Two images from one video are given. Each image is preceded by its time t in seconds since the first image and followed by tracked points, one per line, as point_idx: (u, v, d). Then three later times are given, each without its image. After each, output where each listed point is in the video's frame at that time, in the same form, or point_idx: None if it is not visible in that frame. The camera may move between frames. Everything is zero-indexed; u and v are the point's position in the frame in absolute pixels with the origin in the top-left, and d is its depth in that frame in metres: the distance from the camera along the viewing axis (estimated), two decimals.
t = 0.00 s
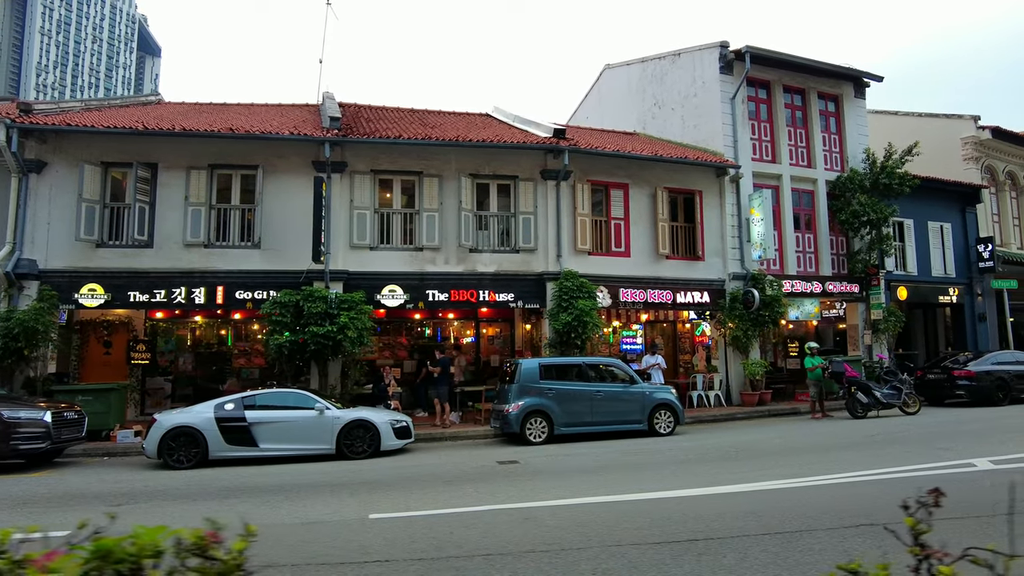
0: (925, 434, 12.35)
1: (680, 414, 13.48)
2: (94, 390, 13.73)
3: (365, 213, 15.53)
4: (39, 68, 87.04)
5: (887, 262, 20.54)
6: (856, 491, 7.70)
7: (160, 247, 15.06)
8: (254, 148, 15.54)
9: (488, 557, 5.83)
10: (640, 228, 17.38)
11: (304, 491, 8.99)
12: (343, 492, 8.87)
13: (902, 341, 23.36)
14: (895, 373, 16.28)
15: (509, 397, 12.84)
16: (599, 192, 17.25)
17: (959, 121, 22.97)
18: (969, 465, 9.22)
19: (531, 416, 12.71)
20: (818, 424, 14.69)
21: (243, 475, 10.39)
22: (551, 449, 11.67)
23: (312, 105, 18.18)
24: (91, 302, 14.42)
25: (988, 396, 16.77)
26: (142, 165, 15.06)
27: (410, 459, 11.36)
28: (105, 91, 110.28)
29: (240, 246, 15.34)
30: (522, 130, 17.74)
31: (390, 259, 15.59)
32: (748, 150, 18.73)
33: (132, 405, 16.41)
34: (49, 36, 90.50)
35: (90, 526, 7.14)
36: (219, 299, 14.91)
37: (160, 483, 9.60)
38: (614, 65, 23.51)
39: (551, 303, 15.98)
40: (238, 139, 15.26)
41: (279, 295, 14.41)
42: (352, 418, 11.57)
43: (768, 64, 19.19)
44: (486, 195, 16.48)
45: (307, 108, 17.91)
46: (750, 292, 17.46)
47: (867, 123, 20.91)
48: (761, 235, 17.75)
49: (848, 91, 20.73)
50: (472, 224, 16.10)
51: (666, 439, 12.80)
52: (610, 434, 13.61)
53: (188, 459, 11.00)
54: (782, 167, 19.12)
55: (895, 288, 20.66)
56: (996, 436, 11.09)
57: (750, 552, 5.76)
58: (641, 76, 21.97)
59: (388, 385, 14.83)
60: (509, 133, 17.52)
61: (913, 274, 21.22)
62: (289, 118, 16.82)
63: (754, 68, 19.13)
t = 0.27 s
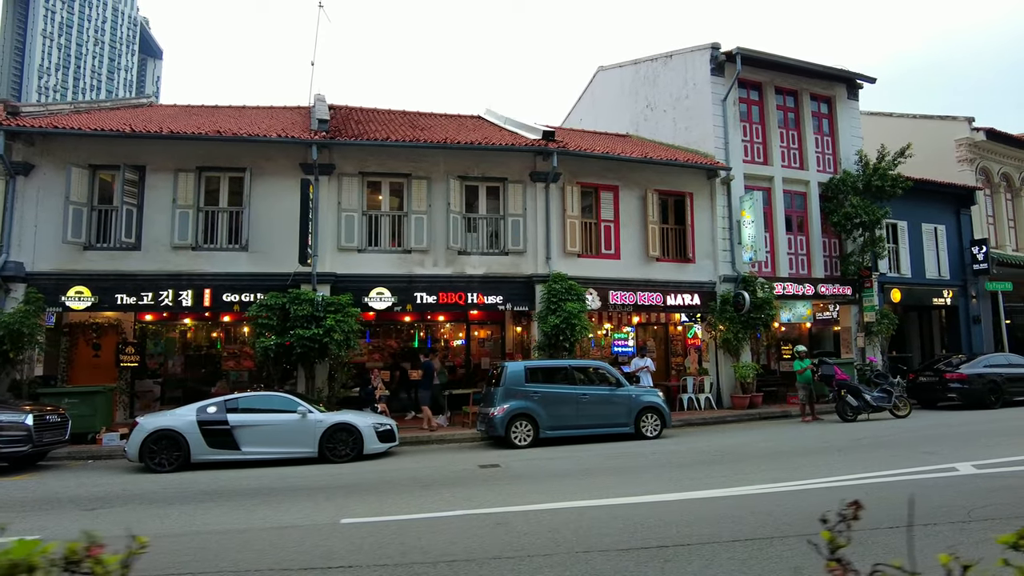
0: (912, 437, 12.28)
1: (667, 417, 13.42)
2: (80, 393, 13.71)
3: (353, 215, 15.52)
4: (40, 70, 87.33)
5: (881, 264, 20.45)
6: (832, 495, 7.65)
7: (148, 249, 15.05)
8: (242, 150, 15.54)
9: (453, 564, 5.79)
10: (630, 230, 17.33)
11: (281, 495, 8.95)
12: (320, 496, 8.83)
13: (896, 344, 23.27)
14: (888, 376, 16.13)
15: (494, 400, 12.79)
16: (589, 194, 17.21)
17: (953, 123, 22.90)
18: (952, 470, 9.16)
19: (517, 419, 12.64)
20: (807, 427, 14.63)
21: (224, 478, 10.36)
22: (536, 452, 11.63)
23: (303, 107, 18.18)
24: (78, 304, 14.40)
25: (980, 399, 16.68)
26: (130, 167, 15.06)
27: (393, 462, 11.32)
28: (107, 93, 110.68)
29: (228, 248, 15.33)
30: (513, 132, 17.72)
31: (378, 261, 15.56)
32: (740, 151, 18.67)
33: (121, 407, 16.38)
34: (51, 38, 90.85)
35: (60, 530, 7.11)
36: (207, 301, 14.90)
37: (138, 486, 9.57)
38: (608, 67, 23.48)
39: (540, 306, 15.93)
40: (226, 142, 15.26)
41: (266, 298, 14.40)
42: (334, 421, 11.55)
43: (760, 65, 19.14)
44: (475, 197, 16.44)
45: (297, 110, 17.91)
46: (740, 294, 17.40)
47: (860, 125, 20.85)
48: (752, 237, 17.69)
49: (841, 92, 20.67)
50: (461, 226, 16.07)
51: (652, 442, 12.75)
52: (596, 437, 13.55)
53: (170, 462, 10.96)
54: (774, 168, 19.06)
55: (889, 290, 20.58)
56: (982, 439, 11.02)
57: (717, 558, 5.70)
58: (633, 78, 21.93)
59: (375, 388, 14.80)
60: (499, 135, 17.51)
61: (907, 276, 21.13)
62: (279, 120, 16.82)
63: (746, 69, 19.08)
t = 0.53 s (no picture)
0: (901, 435, 12.17)
1: (654, 416, 13.33)
2: (66, 391, 13.68)
3: (341, 213, 15.48)
4: (42, 70, 87.48)
5: (876, 262, 20.31)
6: (810, 494, 7.56)
7: (135, 247, 15.02)
8: (230, 148, 15.49)
9: (417, 563, 5.73)
10: (621, 227, 17.24)
11: (258, 494, 8.90)
12: (297, 495, 8.77)
13: (892, 342, 23.13)
14: (880, 373, 15.98)
15: (480, 399, 12.71)
16: (579, 192, 17.11)
17: (950, 119, 22.74)
18: (935, 469, 9.06)
19: (502, 417, 12.56)
20: (797, 425, 14.52)
21: (204, 476, 10.31)
22: (520, 451, 11.55)
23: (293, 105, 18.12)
24: (64, 303, 14.37)
25: (973, 397, 16.55)
26: (118, 166, 15.02)
27: (376, 461, 11.26)
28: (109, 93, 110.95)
29: (215, 246, 15.29)
30: (503, 130, 17.64)
31: (366, 259, 15.50)
32: (732, 148, 18.54)
33: (110, 406, 16.34)
34: (53, 38, 91.07)
35: (29, 529, 7.06)
36: (194, 300, 14.87)
37: (117, 485, 9.52)
38: (602, 64, 23.37)
39: (529, 304, 15.83)
40: (213, 140, 15.21)
41: (252, 296, 14.38)
42: (317, 419, 11.57)
43: (753, 61, 19.01)
44: (464, 195, 16.36)
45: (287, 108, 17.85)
46: (732, 292, 17.28)
47: (855, 122, 20.70)
48: (744, 234, 17.57)
49: (836, 88, 20.53)
50: (450, 224, 15.99)
51: (639, 441, 12.66)
52: (584, 436, 13.47)
53: (151, 461, 10.92)
54: (767, 165, 18.92)
55: (884, 288, 20.44)
56: (969, 436, 10.91)
57: (684, 558, 5.61)
58: (627, 75, 21.83)
59: (362, 386, 14.76)
60: (489, 132, 17.43)
61: (902, 273, 20.99)
62: (268, 118, 16.76)
63: (739, 66, 18.95)
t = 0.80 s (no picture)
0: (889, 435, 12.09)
1: (643, 415, 13.27)
2: (53, 390, 13.65)
3: (329, 212, 15.45)
4: (43, 68, 87.52)
5: (870, 260, 20.19)
6: (788, 495, 7.49)
7: (124, 246, 14.98)
8: (218, 146, 15.44)
9: (384, 565, 5.67)
10: (612, 226, 17.17)
11: (237, 493, 8.86)
12: (275, 495, 8.74)
13: (887, 340, 23.03)
14: (871, 372, 15.87)
15: (467, 398, 12.64)
16: (570, 189, 17.04)
17: (946, 116, 22.60)
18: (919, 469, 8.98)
19: (488, 416, 12.50)
20: (788, 424, 14.43)
21: (186, 475, 10.29)
22: (506, 451, 11.48)
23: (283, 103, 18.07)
24: (52, 302, 14.34)
25: (966, 396, 16.46)
26: (105, 164, 14.97)
27: (360, 460, 11.24)
28: (110, 91, 111.14)
29: (204, 245, 15.26)
30: (494, 127, 17.57)
31: (355, 258, 15.46)
32: (725, 146, 18.43)
33: (100, 405, 16.33)
34: (54, 37, 91.19)
35: None
36: (182, 299, 14.85)
37: (97, 485, 9.49)
38: (596, 61, 23.27)
39: (519, 302, 15.76)
40: (201, 138, 15.16)
41: (240, 295, 14.36)
42: (301, 419, 11.53)
43: (746, 58, 18.89)
44: (454, 193, 16.29)
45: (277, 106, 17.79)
46: (724, 290, 17.19)
47: (849, 119, 20.58)
48: (736, 232, 17.49)
49: (830, 86, 20.41)
50: (440, 222, 15.93)
51: (626, 440, 12.60)
52: (571, 435, 13.41)
53: (134, 460, 10.89)
54: (760, 163, 18.82)
55: (878, 286, 20.33)
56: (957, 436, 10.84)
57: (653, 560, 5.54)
58: (621, 73, 21.72)
59: (351, 386, 14.74)
60: (480, 130, 17.37)
61: (897, 272, 20.88)
62: (257, 116, 16.71)
63: (732, 62, 18.83)
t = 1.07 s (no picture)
0: (874, 436, 12.06)
1: (629, 416, 13.24)
2: (41, 389, 13.67)
3: (318, 211, 15.46)
4: (45, 68, 87.78)
5: (863, 261, 20.14)
6: (763, 497, 7.45)
7: (113, 245, 15.00)
8: (208, 146, 15.46)
9: (347, 565, 5.65)
10: (602, 226, 17.16)
11: (215, 492, 8.87)
12: (253, 494, 8.74)
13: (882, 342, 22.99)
14: (860, 373, 15.77)
15: (452, 398, 12.63)
16: (560, 190, 17.03)
17: (940, 117, 22.55)
18: (899, 471, 8.94)
19: (474, 417, 12.49)
20: (776, 426, 14.40)
21: (168, 475, 10.30)
22: (489, 451, 11.48)
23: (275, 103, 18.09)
24: (40, 301, 14.36)
25: (957, 398, 16.41)
26: (95, 164, 14.99)
27: (343, 460, 11.24)
28: (112, 91, 111.42)
29: (193, 244, 15.29)
30: (485, 128, 17.57)
31: (344, 258, 15.47)
32: (716, 146, 18.41)
33: (90, 404, 16.34)
34: (56, 37, 91.45)
35: None
36: (171, 298, 14.86)
37: (77, 484, 9.50)
38: (590, 62, 23.26)
39: (508, 303, 15.74)
40: (190, 138, 15.18)
41: (228, 295, 14.38)
42: (285, 419, 11.54)
43: (738, 59, 18.86)
44: (444, 193, 16.28)
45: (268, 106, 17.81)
46: (714, 291, 17.16)
47: (843, 120, 20.53)
48: (727, 233, 17.47)
49: (823, 86, 20.37)
50: (429, 222, 15.92)
51: (612, 441, 12.58)
52: (558, 435, 13.39)
53: (117, 459, 10.90)
54: (751, 164, 18.78)
55: (871, 287, 20.28)
56: (940, 439, 10.81)
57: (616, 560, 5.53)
58: (614, 73, 21.70)
59: (339, 386, 14.78)
60: (471, 130, 17.38)
61: (891, 273, 20.83)
62: (248, 116, 16.72)
63: (724, 63, 18.81)
